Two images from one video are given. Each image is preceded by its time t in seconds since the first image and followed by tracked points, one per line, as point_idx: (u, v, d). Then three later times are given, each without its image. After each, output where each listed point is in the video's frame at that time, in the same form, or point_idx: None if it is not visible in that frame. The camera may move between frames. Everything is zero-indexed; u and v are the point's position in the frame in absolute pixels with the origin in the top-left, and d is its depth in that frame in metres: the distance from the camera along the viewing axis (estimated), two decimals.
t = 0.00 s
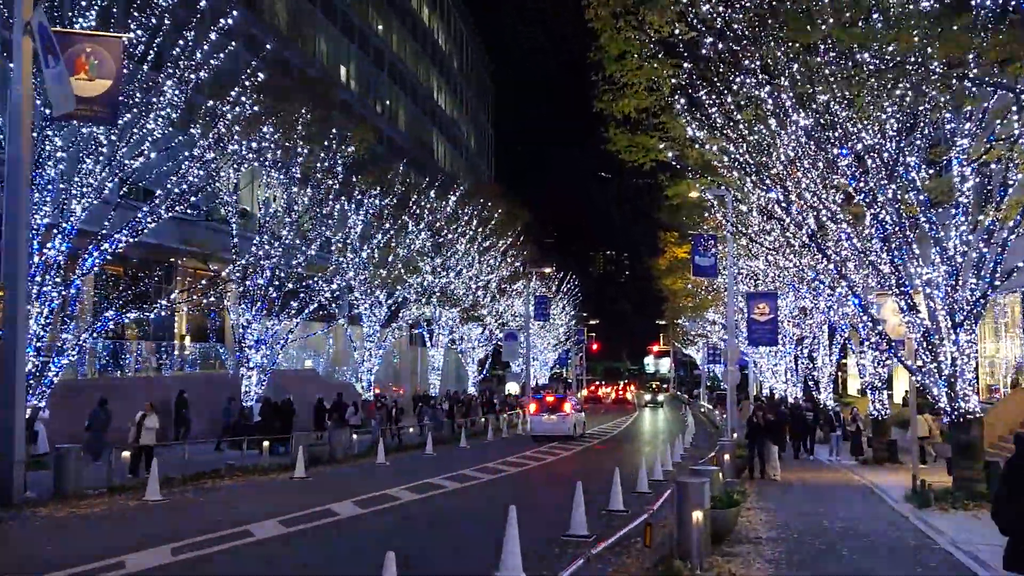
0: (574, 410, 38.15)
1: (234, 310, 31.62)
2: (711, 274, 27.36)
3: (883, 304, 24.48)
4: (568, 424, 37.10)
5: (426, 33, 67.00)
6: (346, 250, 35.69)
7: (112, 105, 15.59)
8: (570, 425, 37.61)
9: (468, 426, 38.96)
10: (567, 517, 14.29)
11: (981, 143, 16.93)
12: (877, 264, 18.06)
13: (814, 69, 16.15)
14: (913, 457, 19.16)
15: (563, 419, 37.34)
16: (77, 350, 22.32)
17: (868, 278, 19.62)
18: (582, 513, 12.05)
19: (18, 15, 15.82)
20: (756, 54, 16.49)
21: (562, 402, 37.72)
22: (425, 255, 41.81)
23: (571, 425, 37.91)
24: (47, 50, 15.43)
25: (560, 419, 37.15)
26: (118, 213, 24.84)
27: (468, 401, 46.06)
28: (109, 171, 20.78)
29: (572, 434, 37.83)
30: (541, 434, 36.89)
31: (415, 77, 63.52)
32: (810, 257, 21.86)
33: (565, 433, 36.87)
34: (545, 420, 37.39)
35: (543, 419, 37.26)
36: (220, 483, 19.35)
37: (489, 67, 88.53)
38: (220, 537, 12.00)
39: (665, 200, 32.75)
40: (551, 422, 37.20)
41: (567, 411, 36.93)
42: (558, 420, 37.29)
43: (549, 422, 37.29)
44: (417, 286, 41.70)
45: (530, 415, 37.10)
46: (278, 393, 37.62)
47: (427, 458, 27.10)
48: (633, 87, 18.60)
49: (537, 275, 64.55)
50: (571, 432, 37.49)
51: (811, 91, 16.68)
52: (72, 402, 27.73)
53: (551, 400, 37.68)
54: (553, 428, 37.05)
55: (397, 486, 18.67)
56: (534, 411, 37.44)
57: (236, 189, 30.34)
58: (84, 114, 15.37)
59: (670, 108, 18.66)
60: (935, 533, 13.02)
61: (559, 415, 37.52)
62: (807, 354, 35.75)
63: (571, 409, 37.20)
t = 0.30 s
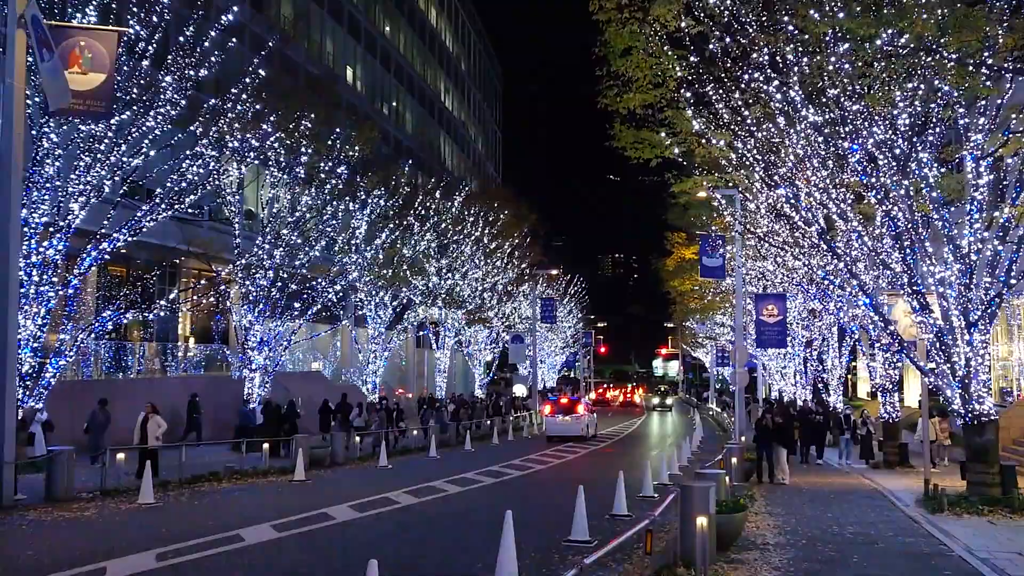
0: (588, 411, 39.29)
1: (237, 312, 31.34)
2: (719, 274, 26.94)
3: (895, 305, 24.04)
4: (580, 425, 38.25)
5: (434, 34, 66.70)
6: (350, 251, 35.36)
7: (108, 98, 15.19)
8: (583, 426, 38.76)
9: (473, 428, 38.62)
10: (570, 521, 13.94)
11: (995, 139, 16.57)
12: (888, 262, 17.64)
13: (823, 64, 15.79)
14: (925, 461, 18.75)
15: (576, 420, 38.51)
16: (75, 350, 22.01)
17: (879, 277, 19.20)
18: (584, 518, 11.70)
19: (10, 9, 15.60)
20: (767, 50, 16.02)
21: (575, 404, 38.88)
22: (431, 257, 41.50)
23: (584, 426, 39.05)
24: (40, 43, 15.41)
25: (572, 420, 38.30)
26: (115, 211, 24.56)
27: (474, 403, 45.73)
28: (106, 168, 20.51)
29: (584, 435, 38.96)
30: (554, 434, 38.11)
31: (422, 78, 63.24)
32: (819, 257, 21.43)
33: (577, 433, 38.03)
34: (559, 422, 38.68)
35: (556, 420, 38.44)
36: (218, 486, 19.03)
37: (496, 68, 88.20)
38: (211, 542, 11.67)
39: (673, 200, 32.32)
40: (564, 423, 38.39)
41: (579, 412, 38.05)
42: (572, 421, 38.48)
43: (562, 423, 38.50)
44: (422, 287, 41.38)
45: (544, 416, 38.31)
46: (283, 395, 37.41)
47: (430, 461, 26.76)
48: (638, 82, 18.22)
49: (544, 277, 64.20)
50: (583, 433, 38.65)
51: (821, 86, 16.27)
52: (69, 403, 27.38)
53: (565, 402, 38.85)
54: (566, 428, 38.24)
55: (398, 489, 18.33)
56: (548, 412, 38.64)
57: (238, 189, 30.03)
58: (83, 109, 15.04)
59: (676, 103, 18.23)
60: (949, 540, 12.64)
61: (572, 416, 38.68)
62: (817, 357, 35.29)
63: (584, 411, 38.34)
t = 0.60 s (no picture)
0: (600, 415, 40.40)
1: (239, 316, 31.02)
2: (725, 277, 26.51)
3: (904, 308, 23.62)
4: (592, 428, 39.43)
5: (437, 38, 66.38)
6: (352, 255, 35.00)
7: (101, 96, 14.92)
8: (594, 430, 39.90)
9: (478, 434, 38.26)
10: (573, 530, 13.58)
11: (1008, 135, 16.17)
12: (899, 263, 17.18)
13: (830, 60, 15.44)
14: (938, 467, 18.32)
15: (588, 423, 39.66)
16: (73, 355, 21.48)
17: (890, 278, 18.76)
18: (586, 527, 11.36)
19: None
20: (774, 44, 15.68)
21: (587, 408, 40.03)
22: (435, 261, 41.16)
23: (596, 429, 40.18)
24: (31, 41, 15.02)
25: (584, 423, 39.41)
26: (109, 215, 24.21)
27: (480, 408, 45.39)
28: (101, 171, 20.21)
29: (596, 438, 40.06)
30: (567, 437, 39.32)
31: (426, 82, 62.95)
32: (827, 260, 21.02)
33: (589, 436, 39.18)
34: (571, 425, 40.09)
35: (569, 424, 39.61)
36: (214, 495, 18.63)
37: (501, 72, 88.00)
38: (199, 554, 11.29)
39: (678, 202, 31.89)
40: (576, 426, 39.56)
41: (590, 415, 39.12)
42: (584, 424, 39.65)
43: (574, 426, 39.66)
44: (424, 292, 41.06)
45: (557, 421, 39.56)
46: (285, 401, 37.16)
47: (434, 467, 26.40)
48: (639, 81, 17.91)
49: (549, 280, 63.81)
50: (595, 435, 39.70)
51: (829, 81, 15.88)
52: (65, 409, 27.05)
53: (577, 407, 40.01)
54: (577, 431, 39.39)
55: (400, 496, 17.94)
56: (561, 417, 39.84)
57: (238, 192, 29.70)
58: (72, 109, 14.70)
59: (678, 103, 17.92)
60: (965, 549, 12.21)
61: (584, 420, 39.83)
62: (825, 360, 34.83)
63: (596, 414, 39.46)
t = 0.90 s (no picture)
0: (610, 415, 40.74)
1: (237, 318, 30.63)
2: (729, 276, 26.10)
3: (912, 306, 23.23)
4: (602, 427, 39.76)
5: (439, 38, 66.00)
6: (351, 256, 34.63)
7: (86, 92, 14.63)
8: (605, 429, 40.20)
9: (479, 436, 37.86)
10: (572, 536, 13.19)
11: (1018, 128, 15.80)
12: (907, 259, 16.75)
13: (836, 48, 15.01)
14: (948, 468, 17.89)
15: (598, 422, 40.00)
16: (66, 357, 21.12)
17: (897, 275, 18.33)
18: (586, 534, 10.98)
19: None
20: (778, 36, 15.15)
21: (597, 408, 40.42)
22: (436, 262, 40.76)
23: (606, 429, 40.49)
24: (13, 34, 14.24)
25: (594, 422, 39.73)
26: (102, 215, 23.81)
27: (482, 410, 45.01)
28: (94, 171, 19.83)
29: (607, 437, 40.36)
30: (578, 437, 39.67)
31: (428, 82, 62.57)
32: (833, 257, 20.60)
33: (599, 434, 39.51)
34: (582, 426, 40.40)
35: (579, 424, 39.97)
36: (207, 500, 18.23)
37: (503, 73, 87.67)
38: (185, 563, 10.91)
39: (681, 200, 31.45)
40: (586, 426, 39.91)
41: (599, 415, 39.43)
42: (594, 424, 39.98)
43: (585, 426, 40.00)
44: (426, 293, 40.67)
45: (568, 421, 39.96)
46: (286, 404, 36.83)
47: (434, 470, 26.02)
48: (640, 74, 17.52)
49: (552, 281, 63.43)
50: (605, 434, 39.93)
51: (835, 72, 15.45)
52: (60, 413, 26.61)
53: (587, 407, 40.40)
54: (588, 431, 39.73)
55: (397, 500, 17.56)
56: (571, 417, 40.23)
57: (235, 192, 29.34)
58: (60, 104, 14.43)
59: (680, 96, 17.53)
60: (978, 553, 11.79)
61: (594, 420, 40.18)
62: (831, 360, 34.38)
63: (605, 414, 39.83)
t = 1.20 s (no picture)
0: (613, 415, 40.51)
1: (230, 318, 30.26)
2: (728, 274, 25.73)
3: (914, 305, 22.84)
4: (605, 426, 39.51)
5: (437, 37, 65.61)
6: (346, 255, 34.23)
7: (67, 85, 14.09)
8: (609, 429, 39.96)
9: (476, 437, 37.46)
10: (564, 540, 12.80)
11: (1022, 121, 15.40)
12: (909, 256, 16.36)
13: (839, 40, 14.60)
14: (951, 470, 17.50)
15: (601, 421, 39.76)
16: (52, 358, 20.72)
17: (899, 273, 17.94)
18: (576, 539, 10.60)
19: None
20: (777, 27, 14.77)
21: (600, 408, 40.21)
22: (432, 261, 40.36)
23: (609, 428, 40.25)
24: None
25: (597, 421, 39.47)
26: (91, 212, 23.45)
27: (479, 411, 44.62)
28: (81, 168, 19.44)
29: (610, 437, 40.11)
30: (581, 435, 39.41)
31: (426, 82, 62.19)
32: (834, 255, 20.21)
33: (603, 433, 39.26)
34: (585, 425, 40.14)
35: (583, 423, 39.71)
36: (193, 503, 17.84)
37: (502, 72, 87.30)
38: (162, 567, 10.56)
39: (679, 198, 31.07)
40: (589, 425, 39.65)
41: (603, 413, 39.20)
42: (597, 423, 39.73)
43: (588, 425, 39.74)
44: (422, 293, 40.28)
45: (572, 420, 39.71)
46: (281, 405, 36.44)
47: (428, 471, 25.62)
48: (636, 67, 17.14)
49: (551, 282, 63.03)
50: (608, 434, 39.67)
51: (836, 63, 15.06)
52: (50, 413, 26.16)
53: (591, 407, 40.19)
54: (591, 429, 39.45)
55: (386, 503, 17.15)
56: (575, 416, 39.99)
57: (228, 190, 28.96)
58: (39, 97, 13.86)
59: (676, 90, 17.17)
60: (983, 558, 11.41)
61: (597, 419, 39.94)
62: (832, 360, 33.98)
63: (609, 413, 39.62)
